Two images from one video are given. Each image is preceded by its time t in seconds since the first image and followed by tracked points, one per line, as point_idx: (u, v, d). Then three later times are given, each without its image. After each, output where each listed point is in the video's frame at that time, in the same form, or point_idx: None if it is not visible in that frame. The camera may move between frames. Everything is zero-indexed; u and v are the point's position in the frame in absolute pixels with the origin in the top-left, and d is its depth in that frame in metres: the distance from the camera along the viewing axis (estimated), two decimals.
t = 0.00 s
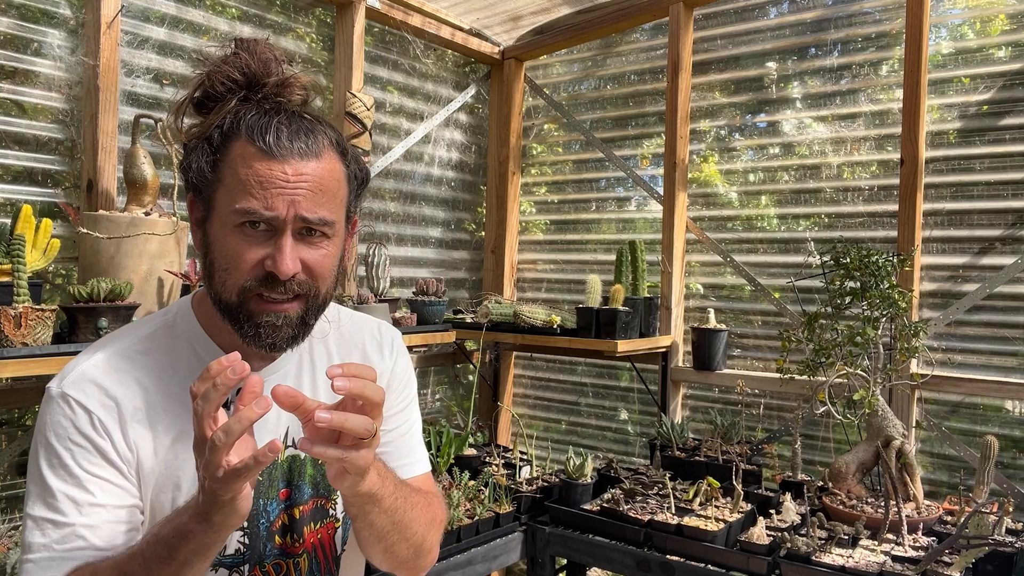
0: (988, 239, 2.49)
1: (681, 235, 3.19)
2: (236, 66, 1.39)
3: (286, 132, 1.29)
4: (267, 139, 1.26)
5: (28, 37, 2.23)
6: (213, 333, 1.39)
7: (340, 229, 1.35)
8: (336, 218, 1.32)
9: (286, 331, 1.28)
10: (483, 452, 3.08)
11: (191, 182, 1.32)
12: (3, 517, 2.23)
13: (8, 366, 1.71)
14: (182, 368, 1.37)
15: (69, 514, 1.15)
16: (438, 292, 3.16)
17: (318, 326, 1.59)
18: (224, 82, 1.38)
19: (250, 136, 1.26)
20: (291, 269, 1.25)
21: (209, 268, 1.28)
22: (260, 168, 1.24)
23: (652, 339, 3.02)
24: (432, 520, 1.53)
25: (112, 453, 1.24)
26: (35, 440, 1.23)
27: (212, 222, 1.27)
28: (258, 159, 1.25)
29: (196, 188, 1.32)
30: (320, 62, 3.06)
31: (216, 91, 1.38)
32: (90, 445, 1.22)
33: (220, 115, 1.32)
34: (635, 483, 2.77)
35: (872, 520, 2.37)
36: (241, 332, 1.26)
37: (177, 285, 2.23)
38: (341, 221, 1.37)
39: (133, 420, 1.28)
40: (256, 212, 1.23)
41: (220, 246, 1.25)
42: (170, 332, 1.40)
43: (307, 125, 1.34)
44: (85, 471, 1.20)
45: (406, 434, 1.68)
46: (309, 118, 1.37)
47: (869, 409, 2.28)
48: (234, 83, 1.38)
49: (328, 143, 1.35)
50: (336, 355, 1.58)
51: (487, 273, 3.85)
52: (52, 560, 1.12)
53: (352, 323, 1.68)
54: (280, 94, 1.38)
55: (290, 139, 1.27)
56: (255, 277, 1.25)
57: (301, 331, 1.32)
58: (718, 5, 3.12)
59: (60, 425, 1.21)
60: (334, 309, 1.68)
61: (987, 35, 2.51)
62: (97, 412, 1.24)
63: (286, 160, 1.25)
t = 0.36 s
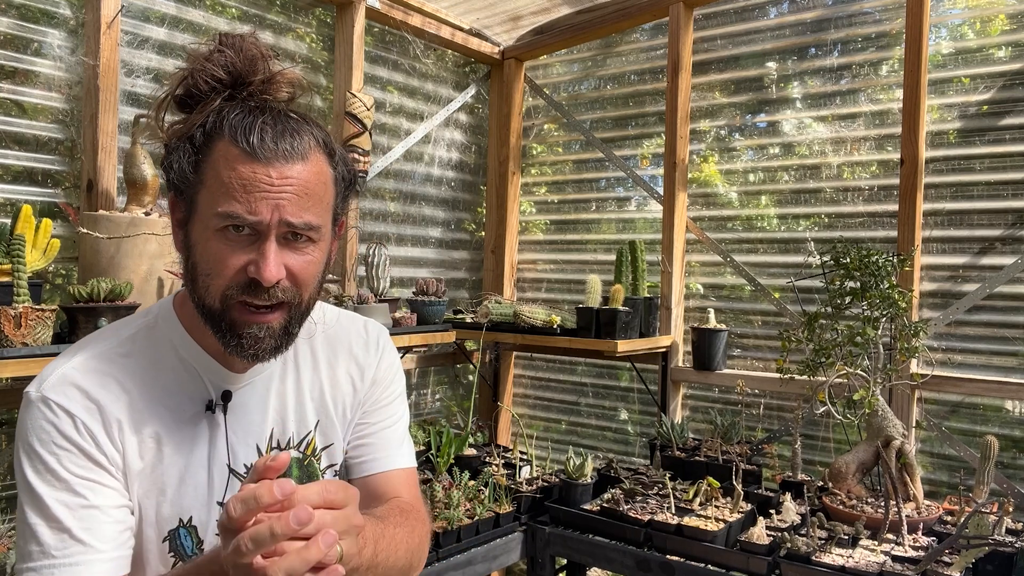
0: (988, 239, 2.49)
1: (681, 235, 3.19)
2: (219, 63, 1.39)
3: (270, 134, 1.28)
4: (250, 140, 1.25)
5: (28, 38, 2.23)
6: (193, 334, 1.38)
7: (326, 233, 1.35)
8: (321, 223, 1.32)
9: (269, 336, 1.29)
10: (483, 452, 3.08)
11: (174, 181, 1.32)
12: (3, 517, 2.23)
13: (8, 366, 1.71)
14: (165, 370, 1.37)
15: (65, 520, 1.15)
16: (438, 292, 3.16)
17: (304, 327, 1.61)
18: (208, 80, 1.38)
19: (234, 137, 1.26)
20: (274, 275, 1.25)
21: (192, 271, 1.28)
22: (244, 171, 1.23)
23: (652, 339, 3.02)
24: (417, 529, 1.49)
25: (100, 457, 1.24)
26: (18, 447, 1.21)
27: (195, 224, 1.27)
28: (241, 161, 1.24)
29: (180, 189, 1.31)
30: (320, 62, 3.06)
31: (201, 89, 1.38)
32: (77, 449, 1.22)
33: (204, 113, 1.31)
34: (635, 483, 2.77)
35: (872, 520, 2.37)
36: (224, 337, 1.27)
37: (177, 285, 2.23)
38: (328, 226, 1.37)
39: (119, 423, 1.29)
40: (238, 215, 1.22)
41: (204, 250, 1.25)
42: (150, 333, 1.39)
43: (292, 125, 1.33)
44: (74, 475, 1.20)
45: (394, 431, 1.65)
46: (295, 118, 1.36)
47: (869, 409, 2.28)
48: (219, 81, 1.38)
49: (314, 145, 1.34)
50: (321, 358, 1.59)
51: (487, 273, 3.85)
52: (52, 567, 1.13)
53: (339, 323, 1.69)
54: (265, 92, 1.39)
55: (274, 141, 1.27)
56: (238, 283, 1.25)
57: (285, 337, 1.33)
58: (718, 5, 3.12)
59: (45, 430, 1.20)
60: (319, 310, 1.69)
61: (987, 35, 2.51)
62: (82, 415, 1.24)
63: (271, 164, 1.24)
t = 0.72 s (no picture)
0: (988, 239, 2.49)
1: (681, 235, 3.19)
2: (203, 61, 1.38)
3: (251, 137, 1.28)
4: (230, 143, 1.25)
5: (28, 37, 2.23)
6: (179, 333, 1.38)
7: (310, 237, 1.35)
8: (304, 227, 1.31)
9: (254, 343, 1.29)
10: (483, 452, 3.08)
11: (156, 182, 1.32)
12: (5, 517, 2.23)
13: (8, 366, 1.72)
14: (152, 368, 1.37)
15: (42, 519, 1.14)
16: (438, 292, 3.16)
17: (295, 326, 1.61)
18: (190, 77, 1.37)
19: (214, 140, 1.25)
20: (255, 279, 1.25)
21: (175, 274, 1.28)
22: (224, 175, 1.23)
23: (652, 339, 3.02)
24: (420, 519, 1.48)
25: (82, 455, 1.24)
26: None
27: (176, 228, 1.26)
28: (221, 165, 1.23)
29: (163, 192, 1.31)
30: (320, 62, 3.06)
31: (183, 87, 1.37)
32: (58, 447, 1.21)
33: (186, 114, 1.31)
34: (635, 483, 2.77)
35: (872, 520, 2.37)
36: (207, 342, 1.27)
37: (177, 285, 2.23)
38: (312, 228, 1.36)
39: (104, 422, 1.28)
40: (218, 221, 1.22)
41: (186, 255, 1.25)
42: (138, 332, 1.40)
43: (275, 127, 1.33)
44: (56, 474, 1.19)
45: (391, 424, 1.66)
46: (278, 120, 1.35)
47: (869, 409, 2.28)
48: (203, 80, 1.38)
49: (298, 148, 1.34)
50: (314, 357, 1.59)
51: (487, 273, 3.85)
52: (27, 567, 1.12)
53: (331, 321, 1.69)
54: (250, 90, 1.39)
55: (255, 145, 1.26)
56: (220, 289, 1.25)
57: (268, 342, 1.32)
58: (718, 5, 3.12)
59: (26, 427, 1.19)
60: (310, 308, 1.69)
61: (987, 35, 2.51)
62: (66, 414, 1.23)
63: (252, 168, 1.24)
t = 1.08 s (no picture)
0: (988, 239, 2.49)
1: (681, 235, 3.19)
2: (199, 56, 1.39)
3: (248, 126, 1.28)
4: (227, 133, 1.25)
5: (28, 37, 2.23)
6: (182, 329, 1.38)
7: (309, 227, 1.35)
8: (303, 216, 1.32)
9: (254, 333, 1.29)
10: (483, 452, 3.08)
11: (158, 175, 1.33)
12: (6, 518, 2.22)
13: (9, 366, 1.71)
14: (155, 363, 1.37)
15: (53, 506, 1.15)
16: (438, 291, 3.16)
17: (296, 323, 1.60)
18: (191, 73, 1.38)
19: (211, 131, 1.26)
20: (254, 269, 1.25)
21: (177, 267, 1.29)
22: (221, 164, 1.23)
23: (652, 339, 3.02)
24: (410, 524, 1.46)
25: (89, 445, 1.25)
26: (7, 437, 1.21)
27: (177, 221, 1.27)
28: (219, 155, 1.24)
29: (166, 184, 1.32)
30: (320, 61, 3.06)
31: (181, 81, 1.38)
32: (66, 436, 1.22)
33: (186, 108, 1.32)
34: (635, 483, 2.77)
35: (872, 520, 2.37)
36: (208, 335, 1.28)
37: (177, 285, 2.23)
38: (311, 219, 1.36)
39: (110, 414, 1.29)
40: (216, 210, 1.23)
41: (186, 246, 1.26)
42: (141, 327, 1.40)
43: (272, 118, 1.33)
44: (65, 462, 1.20)
45: (388, 421, 1.63)
46: (276, 111, 1.36)
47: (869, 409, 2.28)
48: (200, 74, 1.39)
49: (297, 138, 1.34)
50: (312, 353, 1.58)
51: (487, 273, 3.85)
52: (39, 553, 1.12)
53: (333, 317, 1.68)
54: (250, 85, 1.40)
55: (253, 135, 1.26)
56: (220, 280, 1.25)
57: (270, 332, 1.33)
58: (718, 5, 3.12)
59: (34, 417, 1.21)
60: (312, 305, 1.68)
61: (987, 35, 2.51)
62: (72, 405, 1.24)
63: (249, 157, 1.24)
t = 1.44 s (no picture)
0: (988, 239, 2.49)
1: (681, 235, 3.19)
2: (198, 60, 1.39)
3: (248, 125, 1.29)
4: (228, 133, 1.25)
5: (28, 38, 2.23)
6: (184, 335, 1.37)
7: (310, 225, 1.35)
8: (303, 214, 1.32)
9: (255, 335, 1.29)
10: (483, 452, 3.08)
11: (157, 176, 1.33)
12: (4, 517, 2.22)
13: (9, 366, 1.72)
14: (157, 369, 1.37)
15: (51, 522, 1.17)
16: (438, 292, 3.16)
17: (299, 326, 1.59)
18: (190, 76, 1.38)
19: (211, 131, 1.26)
20: (255, 267, 1.25)
21: (177, 268, 1.29)
22: (222, 164, 1.24)
23: (652, 339, 3.02)
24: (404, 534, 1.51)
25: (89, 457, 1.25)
26: (8, 448, 1.22)
27: (177, 222, 1.27)
28: (219, 155, 1.24)
29: (165, 185, 1.32)
30: (320, 61, 3.06)
31: (181, 85, 1.38)
32: (66, 449, 1.22)
33: (186, 110, 1.31)
34: (635, 483, 2.77)
35: (872, 520, 2.37)
36: (210, 336, 1.27)
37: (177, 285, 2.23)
38: (312, 218, 1.37)
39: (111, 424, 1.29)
40: (217, 209, 1.23)
41: (187, 247, 1.25)
42: (142, 332, 1.39)
43: (272, 118, 1.34)
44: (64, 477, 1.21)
45: (390, 429, 1.66)
46: (276, 112, 1.36)
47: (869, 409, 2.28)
48: (199, 77, 1.38)
49: (297, 139, 1.35)
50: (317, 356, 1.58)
51: (487, 273, 3.85)
52: (37, 567, 1.16)
53: (335, 320, 1.67)
54: (249, 88, 1.40)
55: (253, 134, 1.27)
56: (221, 280, 1.25)
57: (271, 332, 1.32)
58: (718, 5, 3.12)
59: (33, 430, 1.20)
60: (313, 307, 1.68)
61: (987, 35, 2.51)
62: (73, 416, 1.24)
63: (249, 156, 1.25)
